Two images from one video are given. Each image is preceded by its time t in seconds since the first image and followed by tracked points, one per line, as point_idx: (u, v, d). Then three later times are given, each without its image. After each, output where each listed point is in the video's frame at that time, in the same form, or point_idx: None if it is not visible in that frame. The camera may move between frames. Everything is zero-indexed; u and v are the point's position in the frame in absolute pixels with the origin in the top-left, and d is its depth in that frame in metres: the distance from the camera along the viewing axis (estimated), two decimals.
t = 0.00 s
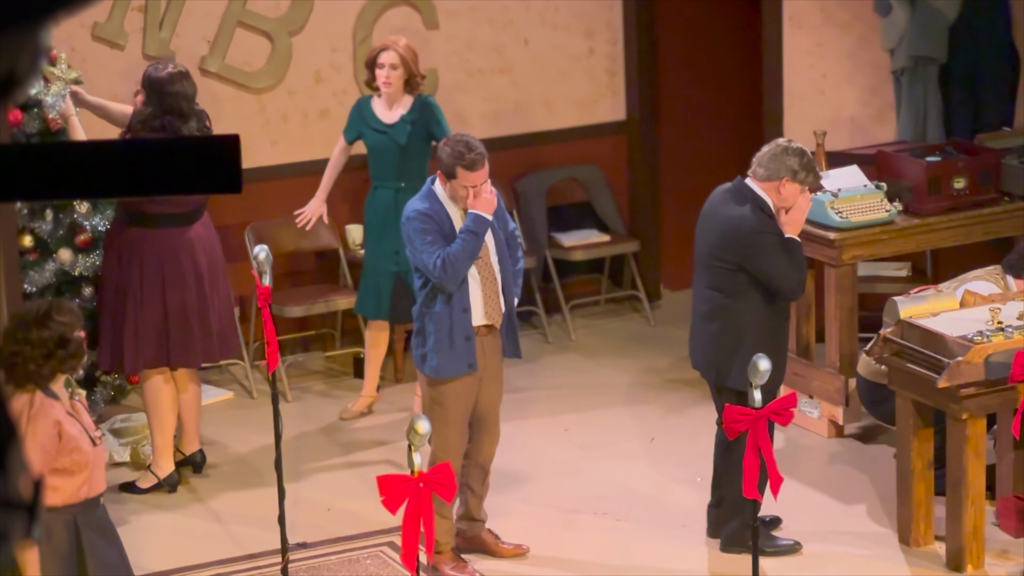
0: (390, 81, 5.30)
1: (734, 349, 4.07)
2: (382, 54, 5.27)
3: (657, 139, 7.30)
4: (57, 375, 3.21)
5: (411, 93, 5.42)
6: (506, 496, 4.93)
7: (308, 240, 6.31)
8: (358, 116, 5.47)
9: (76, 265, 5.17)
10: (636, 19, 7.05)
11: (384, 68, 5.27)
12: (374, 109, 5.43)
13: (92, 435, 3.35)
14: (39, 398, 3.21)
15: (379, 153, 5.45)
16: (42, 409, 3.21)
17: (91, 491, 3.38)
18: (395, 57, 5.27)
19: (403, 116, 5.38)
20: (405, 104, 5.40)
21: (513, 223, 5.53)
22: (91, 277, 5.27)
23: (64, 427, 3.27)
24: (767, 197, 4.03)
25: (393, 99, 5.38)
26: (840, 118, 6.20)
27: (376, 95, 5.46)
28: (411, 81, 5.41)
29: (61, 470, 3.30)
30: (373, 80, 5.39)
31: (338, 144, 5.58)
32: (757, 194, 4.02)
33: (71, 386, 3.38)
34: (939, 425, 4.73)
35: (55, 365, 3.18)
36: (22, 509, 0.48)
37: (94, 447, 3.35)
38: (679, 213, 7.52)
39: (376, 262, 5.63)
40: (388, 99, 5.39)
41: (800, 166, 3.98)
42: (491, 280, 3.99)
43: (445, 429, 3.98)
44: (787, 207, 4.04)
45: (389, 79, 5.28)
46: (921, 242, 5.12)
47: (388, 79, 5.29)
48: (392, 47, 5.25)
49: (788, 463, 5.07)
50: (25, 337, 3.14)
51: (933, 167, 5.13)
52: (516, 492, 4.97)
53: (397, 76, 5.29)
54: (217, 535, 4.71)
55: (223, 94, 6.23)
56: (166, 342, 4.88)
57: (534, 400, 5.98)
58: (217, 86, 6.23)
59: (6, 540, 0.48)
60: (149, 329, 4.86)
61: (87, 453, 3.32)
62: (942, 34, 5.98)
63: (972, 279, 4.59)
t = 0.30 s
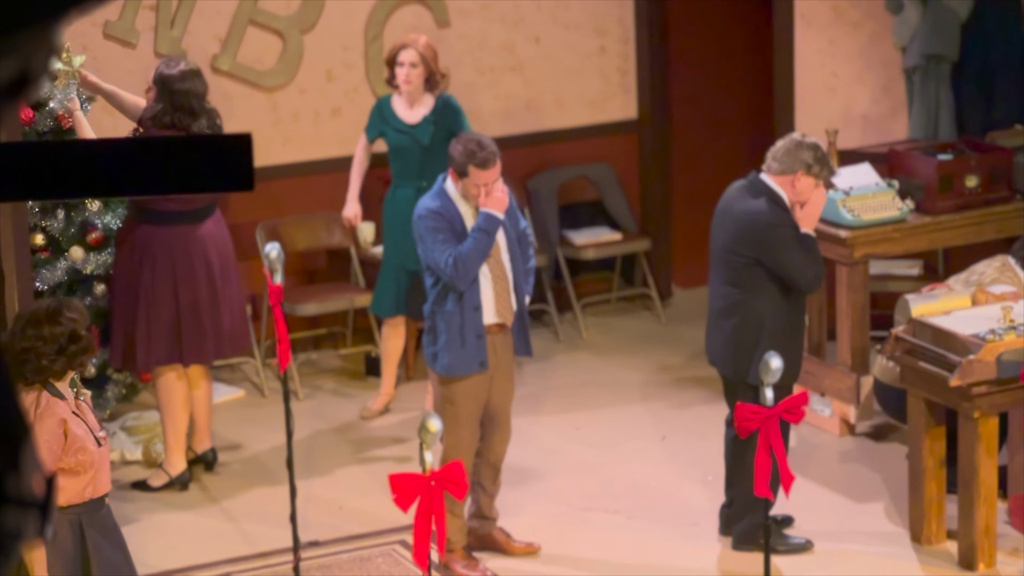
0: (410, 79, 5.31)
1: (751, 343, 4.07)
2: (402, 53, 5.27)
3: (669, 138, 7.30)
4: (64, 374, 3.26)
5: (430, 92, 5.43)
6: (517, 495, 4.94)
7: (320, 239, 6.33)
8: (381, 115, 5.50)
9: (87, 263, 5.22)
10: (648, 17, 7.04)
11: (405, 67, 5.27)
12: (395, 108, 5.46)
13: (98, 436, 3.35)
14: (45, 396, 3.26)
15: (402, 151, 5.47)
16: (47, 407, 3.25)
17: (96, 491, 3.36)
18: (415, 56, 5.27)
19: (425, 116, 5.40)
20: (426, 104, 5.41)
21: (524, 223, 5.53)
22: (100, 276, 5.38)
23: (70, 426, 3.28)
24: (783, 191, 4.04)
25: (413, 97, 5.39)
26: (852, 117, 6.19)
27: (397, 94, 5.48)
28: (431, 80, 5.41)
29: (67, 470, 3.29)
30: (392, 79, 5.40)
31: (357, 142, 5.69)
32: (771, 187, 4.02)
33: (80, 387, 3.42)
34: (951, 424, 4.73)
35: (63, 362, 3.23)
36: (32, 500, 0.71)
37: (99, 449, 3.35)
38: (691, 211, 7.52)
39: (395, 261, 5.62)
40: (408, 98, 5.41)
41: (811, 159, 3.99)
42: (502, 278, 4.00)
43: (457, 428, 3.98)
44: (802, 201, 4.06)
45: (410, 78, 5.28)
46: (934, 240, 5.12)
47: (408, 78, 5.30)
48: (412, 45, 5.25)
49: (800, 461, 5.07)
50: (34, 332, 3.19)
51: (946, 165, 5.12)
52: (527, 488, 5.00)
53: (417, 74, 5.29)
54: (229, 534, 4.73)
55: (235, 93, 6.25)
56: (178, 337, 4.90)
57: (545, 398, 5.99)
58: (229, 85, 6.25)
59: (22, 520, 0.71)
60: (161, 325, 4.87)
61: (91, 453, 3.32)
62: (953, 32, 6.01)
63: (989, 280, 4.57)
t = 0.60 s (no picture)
0: (421, 76, 5.31)
1: (759, 340, 4.08)
2: (414, 50, 5.28)
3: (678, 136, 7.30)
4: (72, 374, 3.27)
5: (442, 89, 5.44)
6: (526, 492, 4.94)
7: (329, 237, 6.34)
8: (393, 111, 5.52)
9: (96, 260, 5.19)
10: (657, 15, 7.04)
11: (416, 64, 5.27)
12: (406, 105, 5.48)
13: (103, 436, 3.37)
14: (51, 396, 3.25)
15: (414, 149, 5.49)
16: (53, 407, 3.25)
17: (101, 492, 3.36)
18: (427, 52, 5.27)
19: (437, 114, 5.41)
20: (438, 102, 5.44)
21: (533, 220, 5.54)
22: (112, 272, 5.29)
23: (77, 426, 3.29)
24: (792, 187, 4.03)
25: (424, 95, 5.42)
26: (861, 114, 6.18)
27: (409, 91, 5.50)
28: (442, 77, 5.41)
29: (74, 470, 3.30)
30: (404, 77, 5.41)
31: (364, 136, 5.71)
32: (781, 183, 4.01)
33: (84, 386, 3.42)
34: (960, 421, 4.73)
35: (70, 361, 3.24)
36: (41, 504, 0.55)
37: (105, 448, 3.36)
38: (700, 209, 7.52)
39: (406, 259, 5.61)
40: (420, 96, 5.43)
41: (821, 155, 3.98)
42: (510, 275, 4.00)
43: (465, 426, 3.99)
44: (810, 197, 4.05)
45: (420, 75, 5.29)
46: (943, 237, 5.11)
47: (420, 75, 5.30)
48: (424, 42, 5.25)
49: (808, 458, 5.07)
50: (42, 332, 3.23)
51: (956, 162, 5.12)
52: (535, 485, 5.01)
53: (429, 71, 5.30)
54: (238, 531, 4.74)
55: (244, 90, 6.26)
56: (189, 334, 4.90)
57: (554, 395, 5.99)
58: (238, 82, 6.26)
59: (27, 525, 0.54)
60: (172, 322, 4.88)
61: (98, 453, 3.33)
62: (962, 30, 5.93)
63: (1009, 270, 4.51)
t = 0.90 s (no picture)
0: (427, 72, 5.30)
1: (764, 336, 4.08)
2: (420, 46, 5.28)
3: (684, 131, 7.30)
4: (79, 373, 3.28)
5: (448, 86, 5.41)
6: (532, 488, 4.95)
7: (336, 233, 6.34)
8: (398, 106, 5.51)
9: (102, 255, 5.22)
10: (663, 10, 7.04)
11: (422, 60, 5.27)
12: (413, 104, 5.46)
13: (109, 434, 3.40)
14: (58, 395, 3.25)
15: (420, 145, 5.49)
16: (60, 406, 3.26)
17: (107, 488, 3.40)
18: (433, 48, 5.27)
19: (443, 112, 5.40)
20: (443, 100, 5.42)
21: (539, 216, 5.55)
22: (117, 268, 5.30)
23: (82, 424, 3.31)
24: (798, 182, 4.04)
25: (431, 91, 5.40)
26: (868, 110, 6.18)
27: (415, 88, 5.49)
28: (448, 72, 5.37)
29: (81, 467, 3.33)
30: (410, 73, 5.41)
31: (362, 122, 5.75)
32: (786, 178, 4.02)
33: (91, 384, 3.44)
34: (966, 417, 4.72)
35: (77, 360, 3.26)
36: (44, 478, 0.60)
37: (111, 445, 3.39)
38: (706, 204, 7.53)
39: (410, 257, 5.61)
40: (426, 93, 5.41)
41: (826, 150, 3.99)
42: (518, 272, 3.97)
43: (471, 422, 4.00)
44: (817, 192, 4.05)
45: (426, 70, 5.28)
46: (949, 233, 5.11)
47: (425, 70, 5.29)
48: (429, 39, 5.27)
49: (815, 454, 5.07)
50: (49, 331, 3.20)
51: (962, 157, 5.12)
52: (541, 481, 5.01)
53: (435, 67, 5.28)
54: (245, 526, 4.76)
55: (250, 86, 6.27)
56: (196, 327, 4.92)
57: (560, 390, 6.00)
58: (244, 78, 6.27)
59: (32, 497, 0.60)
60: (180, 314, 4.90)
61: (104, 451, 3.36)
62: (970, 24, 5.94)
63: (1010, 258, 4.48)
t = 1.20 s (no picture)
0: (428, 67, 5.28)
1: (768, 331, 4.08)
2: (421, 40, 5.23)
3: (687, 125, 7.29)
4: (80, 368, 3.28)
5: (449, 80, 5.39)
6: (535, 483, 4.95)
7: (340, 228, 6.35)
8: (400, 102, 5.51)
9: (106, 251, 5.25)
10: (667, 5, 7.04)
11: (423, 55, 5.24)
12: (414, 100, 5.48)
13: (112, 430, 3.40)
14: (59, 391, 3.25)
15: (422, 141, 5.52)
16: (60, 400, 3.26)
17: (110, 484, 3.39)
18: (434, 43, 5.24)
19: (444, 108, 5.44)
20: (444, 95, 5.44)
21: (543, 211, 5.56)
22: (122, 263, 5.34)
23: (83, 420, 3.31)
24: (803, 177, 4.03)
25: (433, 87, 5.40)
26: (872, 105, 6.17)
27: (416, 84, 5.48)
28: (449, 68, 5.34)
29: (82, 463, 3.33)
30: (411, 68, 5.39)
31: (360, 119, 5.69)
32: (790, 174, 4.01)
33: (94, 380, 3.44)
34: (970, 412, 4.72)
35: (78, 355, 3.25)
36: (50, 487, 0.56)
37: (113, 441, 3.39)
38: (709, 199, 7.53)
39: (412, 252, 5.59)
40: (427, 90, 5.42)
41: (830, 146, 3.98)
42: (521, 266, 3.97)
43: (475, 416, 4.00)
44: (821, 187, 4.04)
45: (427, 66, 5.25)
46: (953, 228, 5.12)
47: (426, 65, 5.27)
48: (431, 33, 5.22)
49: (820, 448, 5.07)
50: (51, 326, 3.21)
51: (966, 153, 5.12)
52: (545, 476, 5.01)
53: (436, 62, 5.26)
54: (249, 521, 4.76)
55: (255, 81, 6.26)
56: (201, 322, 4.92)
57: (564, 385, 6.01)
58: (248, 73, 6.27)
59: (40, 510, 0.55)
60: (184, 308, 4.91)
61: (105, 447, 3.35)
62: (972, 18, 5.97)
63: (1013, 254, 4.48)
